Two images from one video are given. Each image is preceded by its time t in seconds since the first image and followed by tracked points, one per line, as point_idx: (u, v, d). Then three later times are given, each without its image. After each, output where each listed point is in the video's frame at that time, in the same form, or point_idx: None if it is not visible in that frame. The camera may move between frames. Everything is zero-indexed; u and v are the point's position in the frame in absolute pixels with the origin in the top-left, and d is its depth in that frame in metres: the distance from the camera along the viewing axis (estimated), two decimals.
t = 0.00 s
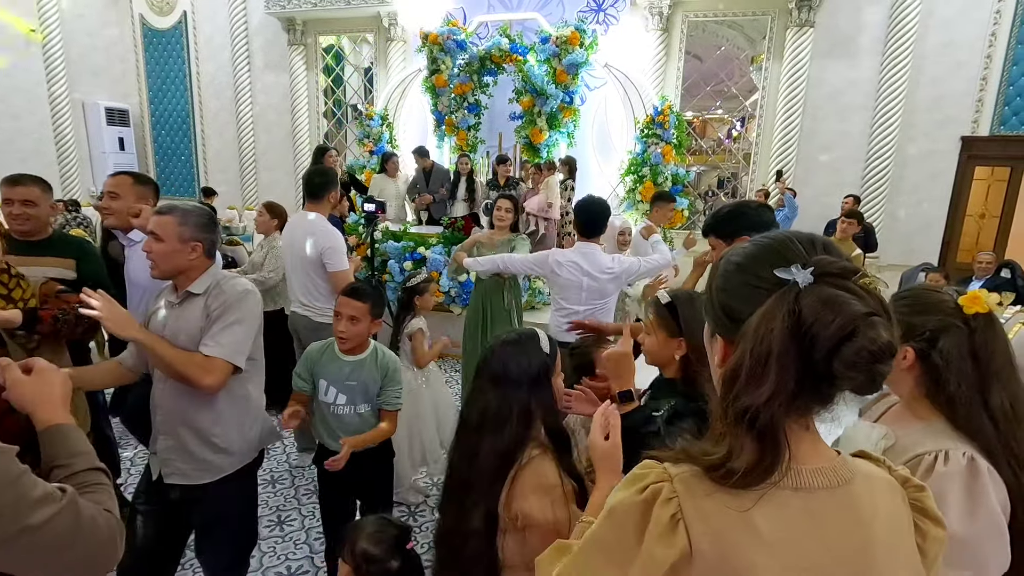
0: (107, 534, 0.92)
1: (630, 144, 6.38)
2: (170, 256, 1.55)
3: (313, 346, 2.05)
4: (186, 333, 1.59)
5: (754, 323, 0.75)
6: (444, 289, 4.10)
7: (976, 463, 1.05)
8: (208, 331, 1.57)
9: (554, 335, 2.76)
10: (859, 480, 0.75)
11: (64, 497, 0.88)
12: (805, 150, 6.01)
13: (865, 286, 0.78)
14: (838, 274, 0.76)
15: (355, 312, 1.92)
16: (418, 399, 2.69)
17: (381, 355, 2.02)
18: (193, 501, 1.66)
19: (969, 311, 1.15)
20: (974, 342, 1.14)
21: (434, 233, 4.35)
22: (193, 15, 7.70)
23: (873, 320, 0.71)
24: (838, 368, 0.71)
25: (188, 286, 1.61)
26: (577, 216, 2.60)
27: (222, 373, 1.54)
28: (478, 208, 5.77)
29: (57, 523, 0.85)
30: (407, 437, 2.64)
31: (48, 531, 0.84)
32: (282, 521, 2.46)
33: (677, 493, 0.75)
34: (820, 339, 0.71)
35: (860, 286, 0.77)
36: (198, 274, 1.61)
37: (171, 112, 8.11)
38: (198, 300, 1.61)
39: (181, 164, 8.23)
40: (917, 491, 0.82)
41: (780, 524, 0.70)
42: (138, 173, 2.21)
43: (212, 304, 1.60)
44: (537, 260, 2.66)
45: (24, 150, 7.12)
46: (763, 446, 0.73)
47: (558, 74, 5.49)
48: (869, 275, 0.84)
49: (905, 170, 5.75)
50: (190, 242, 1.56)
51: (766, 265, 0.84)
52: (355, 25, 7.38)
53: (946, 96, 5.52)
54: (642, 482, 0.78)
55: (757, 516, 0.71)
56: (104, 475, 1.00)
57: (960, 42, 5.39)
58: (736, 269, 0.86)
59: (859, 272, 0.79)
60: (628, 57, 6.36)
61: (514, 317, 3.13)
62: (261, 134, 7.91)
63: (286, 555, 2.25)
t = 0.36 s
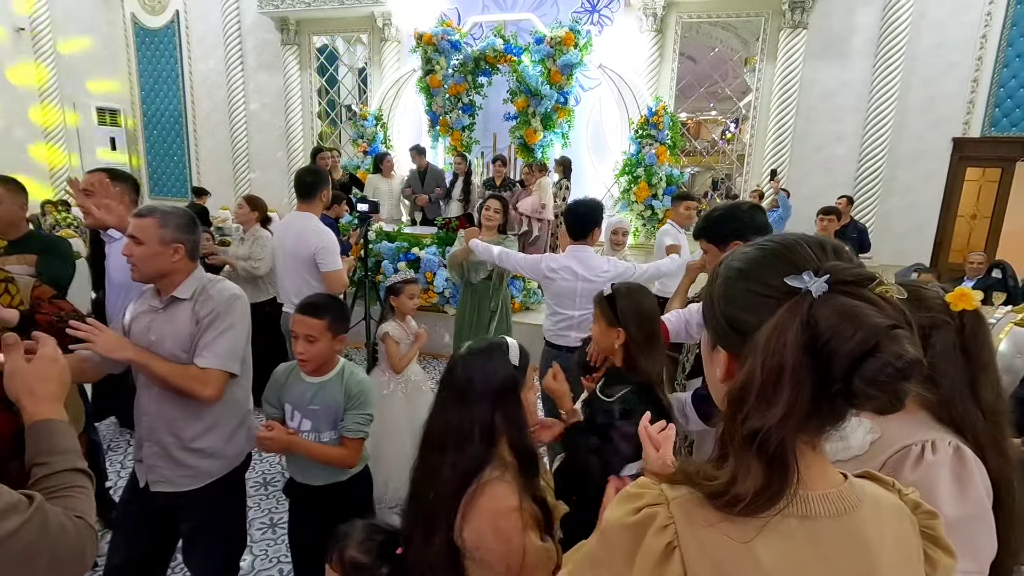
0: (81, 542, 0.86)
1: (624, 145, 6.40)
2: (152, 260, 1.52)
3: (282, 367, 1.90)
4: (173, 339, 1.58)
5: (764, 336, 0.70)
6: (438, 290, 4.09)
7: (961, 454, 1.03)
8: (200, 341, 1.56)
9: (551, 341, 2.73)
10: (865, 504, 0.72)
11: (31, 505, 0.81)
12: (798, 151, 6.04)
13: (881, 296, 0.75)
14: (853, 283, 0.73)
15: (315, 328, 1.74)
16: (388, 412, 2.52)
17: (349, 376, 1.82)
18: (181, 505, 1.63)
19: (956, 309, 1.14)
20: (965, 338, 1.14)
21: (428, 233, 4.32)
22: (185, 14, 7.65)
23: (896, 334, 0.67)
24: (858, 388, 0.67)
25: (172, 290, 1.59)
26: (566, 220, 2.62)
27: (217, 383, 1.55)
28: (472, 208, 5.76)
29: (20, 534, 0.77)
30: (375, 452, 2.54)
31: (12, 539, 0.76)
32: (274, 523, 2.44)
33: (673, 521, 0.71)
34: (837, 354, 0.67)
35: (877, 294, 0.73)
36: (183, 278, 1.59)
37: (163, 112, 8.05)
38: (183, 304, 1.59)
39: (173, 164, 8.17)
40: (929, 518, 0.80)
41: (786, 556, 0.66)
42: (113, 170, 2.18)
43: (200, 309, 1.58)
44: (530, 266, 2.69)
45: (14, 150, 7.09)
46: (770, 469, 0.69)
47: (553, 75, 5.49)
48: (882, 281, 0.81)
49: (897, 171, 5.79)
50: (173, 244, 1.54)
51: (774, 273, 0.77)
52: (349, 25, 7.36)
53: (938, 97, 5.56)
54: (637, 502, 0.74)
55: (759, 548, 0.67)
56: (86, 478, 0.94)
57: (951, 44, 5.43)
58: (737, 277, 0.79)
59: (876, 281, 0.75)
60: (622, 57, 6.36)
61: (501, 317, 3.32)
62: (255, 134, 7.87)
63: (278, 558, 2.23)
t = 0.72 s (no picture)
0: None
1: (618, 147, 6.42)
2: (124, 264, 1.51)
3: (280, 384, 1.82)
4: (156, 343, 1.57)
5: (783, 361, 0.70)
6: (433, 292, 4.11)
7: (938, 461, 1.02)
8: (193, 346, 1.57)
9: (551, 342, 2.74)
10: (872, 524, 0.72)
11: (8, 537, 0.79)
12: (791, 153, 6.07)
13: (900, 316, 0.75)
14: (872, 303, 0.73)
15: (283, 339, 1.64)
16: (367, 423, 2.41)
17: (314, 399, 1.64)
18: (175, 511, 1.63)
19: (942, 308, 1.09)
20: (949, 339, 1.12)
21: (423, 235, 4.30)
22: (179, 16, 7.62)
23: (919, 362, 0.68)
24: (879, 419, 0.68)
25: (148, 294, 1.57)
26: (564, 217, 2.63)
27: (215, 384, 1.59)
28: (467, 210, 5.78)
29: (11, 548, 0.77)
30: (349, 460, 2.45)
31: None
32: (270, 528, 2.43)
33: (679, 542, 0.71)
34: (861, 384, 0.68)
35: (895, 316, 0.74)
36: (157, 281, 1.58)
37: (157, 114, 8.03)
38: (161, 308, 1.58)
39: (168, 166, 8.15)
40: (931, 537, 0.79)
41: None
42: (92, 171, 2.23)
43: (181, 310, 1.59)
44: (530, 262, 2.70)
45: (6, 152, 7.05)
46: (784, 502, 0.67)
47: (547, 77, 5.51)
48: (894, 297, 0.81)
49: (889, 173, 5.83)
50: (144, 248, 1.53)
51: (785, 287, 0.77)
52: (343, 27, 7.36)
53: (928, 100, 5.61)
54: (642, 528, 0.73)
55: (765, 573, 0.67)
56: (76, 527, 0.93)
57: (942, 47, 5.48)
58: (746, 291, 0.79)
59: (894, 301, 0.76)
60: (617, 60, 6.39)
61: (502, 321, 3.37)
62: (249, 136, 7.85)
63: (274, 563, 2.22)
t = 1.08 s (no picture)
0: None
1: (613, 149, 6.44)
2: (88, 271, 1.51)
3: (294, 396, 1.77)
4: (127, 350, 1.58)
5: (763, 363, 0.71)
6: (429, 294, 4.06)
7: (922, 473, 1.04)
8: (158, 351, 1.56)
9: (553, 343, 2.74)
10: (852, 524, 0.72)
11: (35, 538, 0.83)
12: (785, 155, 6.10)
13: (889, 325, 0.75)
14: (859, 309, 0.73)
15: (291, 350, 1.63)
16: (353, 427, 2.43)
17: (303, 411, 1.60)
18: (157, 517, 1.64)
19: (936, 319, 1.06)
20: (939, 352, 1.11)
21: (418, 237, 4.29)
22: (173, 18, 7.60)
23: (900, 373, 0.67)
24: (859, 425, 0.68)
25: (116, 301, 1.58)
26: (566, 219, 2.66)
27: (183, 389, 1.57)
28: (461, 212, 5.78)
29: None
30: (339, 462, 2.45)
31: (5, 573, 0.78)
32: (263, 531, 2.42)
33: (650, 535, 0.73)
34: (840, 390, 0.68)
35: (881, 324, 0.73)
36: (126, 287, 1.58)
37: (150, 116, 7.99)
38: (130, 314, 1.59)
39: (161, 168, 8.11)
40: (917, 539, 0.80)
41: None
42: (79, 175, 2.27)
43: (147, 317, 1.58)
44: (536, 262, 2.68)
45: None
46: (758, 494, 0.68)
47: (542, 79, 5.52)
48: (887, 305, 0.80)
49: (881, 175, 5.87)
50: (111, 254, 1.53)
51: (774, 289, 0.77)
52: (338, 29, 7.35)
53: (919, 103, 5.65)
54: (616, 520, 0.76)
55: (739, 570, 0.68)
56: (106, 521, 0.98)
57: (933, 50, 5.53)
58: (735, 292, 0.79)
59: (883, 309, 0.75)
60: (611, 62, 6.41)
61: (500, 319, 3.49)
62: (244, 138, 7.82)
63: (267, 566, 2.21)
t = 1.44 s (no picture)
0: None
1: (612, 147, 6.42)
2: (88, 272, 1.51)
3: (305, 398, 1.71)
4: (126, 349, 1.57)
5: (718, 367, 0.69)
6: (427, 293, 4.07)
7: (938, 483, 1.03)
8: (159, 348, 1.56)
9: (564, 344, 2.68)
10: (829, 530, 0.71)
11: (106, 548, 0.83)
12: (783, 153, 6.09)
13: (854, 335, 0.72)
14: (822, 318, 0.71)
15: (301, 349, 1.62)
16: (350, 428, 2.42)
17: (312, 412, 1.56)
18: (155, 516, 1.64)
19: (930, 318, 1.16)
20: (939, 349, 1.15)
21: (416, 236, 4.29)
22: (170, 17, 7.58)
23: (850, 386, 0.64)
24: (811, 431, 0.64)
25: (119, 299, 1.58)
26: (575, 216, 2.64)
27: (181, 385, 1.56)
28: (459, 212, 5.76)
29: None
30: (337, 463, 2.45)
31: None
32: (260, 531, 2.41)
33: (619, 535, 0.73)
34: (790, 393, 0.65)
35: (845, 336, 0.70)
36: (126, 286, 1.58)
37: (148, 115, 7.97)
38: (131, 313, 1.58)
39: (158, 167, 8.08)
40: (903, 547, 0.78)
41: None
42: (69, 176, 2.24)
43: (149, 315, 1.58)
44: (547, 259, 2.62)
45: None
46: (717, 492, 0.68)
47: (540, 78, 5.51)
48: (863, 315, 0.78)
49: (881, 173, 5.85)
50: (104, 252, 1.52)
51: (743, 295, 0.78)
52: (336, 28, 7.33)
53: (919, 101, 5.64)
54: (588, 522, 0.77)
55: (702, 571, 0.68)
56: (163, 520, 0.99)
57: (932, 48, 5.51)
58: (708, 297, 0.81)
59: (853, 319, 0.73)
60: (609, 60, 6.39)
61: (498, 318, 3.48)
62: (242, 137, 7.80)
63: (263, 567, 2.20)
